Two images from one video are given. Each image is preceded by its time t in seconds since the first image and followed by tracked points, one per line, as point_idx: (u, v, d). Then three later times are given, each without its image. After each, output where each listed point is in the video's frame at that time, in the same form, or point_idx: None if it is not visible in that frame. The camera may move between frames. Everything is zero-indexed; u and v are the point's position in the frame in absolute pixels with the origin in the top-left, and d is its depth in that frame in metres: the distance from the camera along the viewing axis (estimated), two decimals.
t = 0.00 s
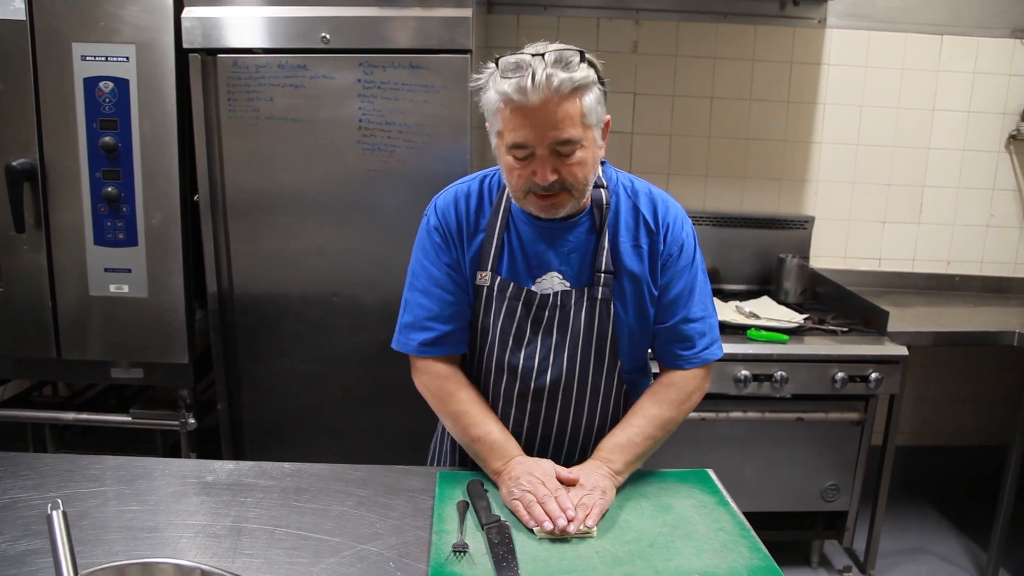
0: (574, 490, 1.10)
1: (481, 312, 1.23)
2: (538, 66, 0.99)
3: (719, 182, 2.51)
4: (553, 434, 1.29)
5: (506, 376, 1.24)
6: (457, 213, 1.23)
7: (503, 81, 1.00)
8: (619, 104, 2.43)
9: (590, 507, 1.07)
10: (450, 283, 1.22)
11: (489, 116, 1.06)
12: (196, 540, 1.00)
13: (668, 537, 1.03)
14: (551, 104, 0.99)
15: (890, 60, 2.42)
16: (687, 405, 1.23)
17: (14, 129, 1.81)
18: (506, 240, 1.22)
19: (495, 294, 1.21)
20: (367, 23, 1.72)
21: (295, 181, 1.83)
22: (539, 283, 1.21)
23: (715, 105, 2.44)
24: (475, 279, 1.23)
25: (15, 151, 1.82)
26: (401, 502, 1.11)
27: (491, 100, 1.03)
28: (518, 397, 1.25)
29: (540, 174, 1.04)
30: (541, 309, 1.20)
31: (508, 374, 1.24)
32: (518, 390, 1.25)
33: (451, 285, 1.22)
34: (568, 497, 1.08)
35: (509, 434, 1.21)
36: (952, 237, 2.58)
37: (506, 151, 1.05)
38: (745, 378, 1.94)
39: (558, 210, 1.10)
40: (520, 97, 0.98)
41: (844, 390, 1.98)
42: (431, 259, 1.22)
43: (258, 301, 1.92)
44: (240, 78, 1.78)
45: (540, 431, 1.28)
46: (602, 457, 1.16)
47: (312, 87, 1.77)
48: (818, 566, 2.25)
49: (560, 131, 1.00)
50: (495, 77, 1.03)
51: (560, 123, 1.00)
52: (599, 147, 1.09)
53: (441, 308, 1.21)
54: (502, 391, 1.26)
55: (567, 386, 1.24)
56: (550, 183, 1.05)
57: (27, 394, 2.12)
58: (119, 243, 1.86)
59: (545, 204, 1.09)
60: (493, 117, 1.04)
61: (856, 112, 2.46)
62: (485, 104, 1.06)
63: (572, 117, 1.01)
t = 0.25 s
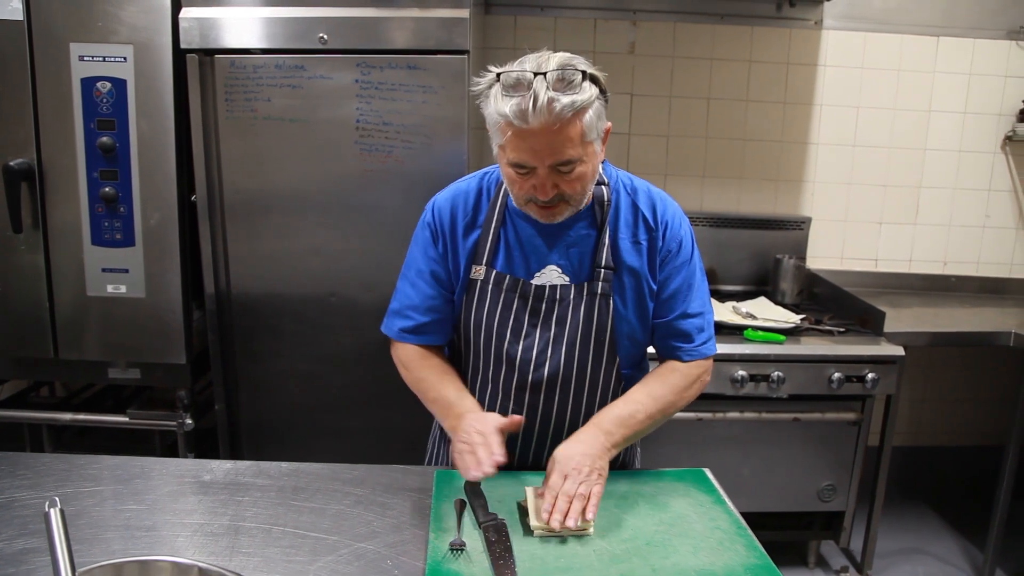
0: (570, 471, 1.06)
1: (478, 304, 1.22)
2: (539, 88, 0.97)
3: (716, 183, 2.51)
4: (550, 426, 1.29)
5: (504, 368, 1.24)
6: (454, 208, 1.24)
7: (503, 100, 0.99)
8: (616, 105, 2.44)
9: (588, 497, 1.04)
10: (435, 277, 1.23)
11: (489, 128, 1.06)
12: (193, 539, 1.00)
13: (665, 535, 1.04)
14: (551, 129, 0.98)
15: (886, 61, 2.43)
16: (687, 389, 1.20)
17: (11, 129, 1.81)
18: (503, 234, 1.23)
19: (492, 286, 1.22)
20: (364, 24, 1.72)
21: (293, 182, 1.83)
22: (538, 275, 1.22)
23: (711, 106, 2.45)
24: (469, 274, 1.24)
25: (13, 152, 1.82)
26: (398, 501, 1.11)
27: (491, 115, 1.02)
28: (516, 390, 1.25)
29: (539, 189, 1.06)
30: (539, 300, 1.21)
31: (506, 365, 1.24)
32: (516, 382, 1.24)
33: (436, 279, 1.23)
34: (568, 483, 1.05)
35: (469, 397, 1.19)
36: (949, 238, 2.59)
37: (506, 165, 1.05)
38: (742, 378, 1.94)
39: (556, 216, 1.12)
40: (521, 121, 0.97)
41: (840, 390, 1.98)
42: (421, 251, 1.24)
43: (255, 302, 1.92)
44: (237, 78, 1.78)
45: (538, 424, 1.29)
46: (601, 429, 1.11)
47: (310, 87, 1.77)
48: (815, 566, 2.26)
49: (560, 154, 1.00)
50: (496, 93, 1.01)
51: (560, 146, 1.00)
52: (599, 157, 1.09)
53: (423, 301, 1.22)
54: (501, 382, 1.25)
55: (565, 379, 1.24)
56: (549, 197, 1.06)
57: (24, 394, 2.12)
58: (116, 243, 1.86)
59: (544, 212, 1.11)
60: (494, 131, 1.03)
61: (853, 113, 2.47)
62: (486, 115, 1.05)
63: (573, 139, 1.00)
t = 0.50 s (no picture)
0: (548, 486, 1.07)
1: (469, 305, 1.23)
2: (529, 99, 0.97)
3: (713, 183, 2.52)
4: (543, 431, 1.28)
5: (497, 370, 1.25)
6: (449, 211, 1.25)
7: (494, 111, 1.00)
8: (614, 105, 2.44)
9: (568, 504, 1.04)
10: (424, 280, 1.27)
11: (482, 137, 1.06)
12: (192, 539, 1.00)
13: (663, 534, 1.04)
14: (541, 140, 0.98)
15: (883, 61, 2.44)
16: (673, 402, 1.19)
17: (9, 131, 1.81)
18: (496, 238, 1.23)
19: (484, 289, 1.22)
20: (362, 25, 1.72)
21: (291, 183, 1.83)
22: (531, 278, 1.23)
23: (709, 107, 2.45)
24: (463, 276, 1.25)
25: (11, 154, 1.82)
26: (397, 501, 1.12)
27: (483, 125, 1.03)
28: (509, 393, 1.25)
29: (530, 198, 1.06)
30: (531, 304, 1.21)
31: (500, 367, 1.24)
32: (509, 384, 1.24)
33: (425, 282, 1.27)
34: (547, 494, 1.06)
35: (446, 392, 1.27)
36: (946, 237, 2.59)
37: (498, 175, 1.06)
38: (741, 378, 1.95)
39: (549, 224, 1.12)
40: (510, 132, 0.98)
41: (838, 390, 1.99)
42: (413, 253, 1.28)
43: (254, 303, 1.92)
44: (235, 80, 1.78)
45: (530, 428, 1.27)
46: (581, 450, 1.14)
47: (307, 88, 1.77)
48: (814, 566, 2.26)
49: (550, 164, 1.00)
50: (487, 102, 1.02)
51: (551, 156, 1.00)
52: (592, 165, 1.09)
53: (412, 302, 1.27)
54: (493, 385, 1.25)
55: (559, 382, 1.24)
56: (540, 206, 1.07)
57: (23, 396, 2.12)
58: (114, 245, 1.86)
59: (537, 220, 1.11)
60: (486, 141, 1.04)
61: (850, 113, 2.47)
62: (478, 124, 1.06)
63: (564, 149, 1.00)
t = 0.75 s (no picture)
0: (546, 489, 1.07)
1: (460, 317, 1.24)
2: (503, 120, 0.97)
3: (713, 182, 2.52)
4: (539, 436, 1.29)
5: (491, 379, 1.27)
6: (437, 224, 1.24)
7: (469, 133, 0.99)
8: (613, 105, 2.44)
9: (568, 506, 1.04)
10: (418, 293, 1.27)
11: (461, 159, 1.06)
12: (192, 538, 1.00)
13: (663, 532, 1.04)
14: (518, 160, 0.97)
15: (882, 60, 2.44)
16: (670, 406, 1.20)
17: (8, 131, 1.81)
18: (485, 249, 1.23)
19: (474, 302, 1.23)
20: (361, 24, 1.72)
21: (290, 183, 1.83)
22: (520, 291, 1.22)
23: (708, 106, 2.46)
24: (453, 289, 1.25)
25: (10, 154, 1.82)
26: (396, 500, 1.12)
27: (460, 148, 1.03)
28: (501, 401, 1.26)
29: (513, 219, 1.05)
30: (521, 315, 1.21)
31: (493, 378, 1.27)
32: (501, 393, 1.26)
33: (418, 295, 1.27)
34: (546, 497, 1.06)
35: (451, 395, 1.27)
36: (945, 236, 2.60)
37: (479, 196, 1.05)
38: (740, 377, 1.95)
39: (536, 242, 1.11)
40: (486, 155, 0.97)
41: (838, 388, 1.99)
42: (405, 267, 1.27)
43: (254, 303, 1.92)
44: (234, 80, 1.78)
45: (526, 434, 1.29)
46: (580, 455, 1.14)
47: (306, 88, 1.78)
48: (814, 566, 2.26)
49: (529, 184, 1.00)
50: (463, 124, 1.01)
51: (529, 177, 0.99)
52: (575, 181, 1.08)
53: (406, 316, 1.27)
54: (487, 393, 1.27)
55: (551, 390, 1.24)
56: (524, 225, 1.06)
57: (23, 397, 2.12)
58: (113, 245, 1.86)
59: (524, 239, 1.10)
60: (464, 163, 1.03)
61: (849, 112, 2.47)
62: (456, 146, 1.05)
63: (542, 168, 0.99)
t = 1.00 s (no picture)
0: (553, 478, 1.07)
1: (461, 314, 1.23)
2: (504, 108, 0.97)
3: (713, 182, 2.52)
4: (540, 432, 1.29)
5: (491, 377, 1.27)
6: (435, 220, 1.24)
7: (470, 121, 0.99)
8: (613, 105, 2.44)
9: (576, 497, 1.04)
10: (418, 290, 1.26)
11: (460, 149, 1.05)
12: (193, 534, 1.00)
13: (664, 529, 1.04)
14: (519, 147, 0.97)
15: (882, 59, 2.44)
16: (673, 396, 1.20)
17: (10, 131, 1.82)
18: (485, 245, 1.23)
19: (475, 298, 1.22)
20: (362, 24, 1.73)
21: (291, 182, 1.84)
22: (520, 285, 1.22)
23: (709, 106, 2.46)
24: (453, 285, 1.25)
25: (12, 153, 1.83)
26: (397, 497, 1.12)
27: (460, 137, 1.02)
28: (503, 398, 1.26)
29: (513, 207, 1.05)
30: (522, 311, 1.21)
31: (493, 375, 1.26)
32: (502, 390, 1.25)
33: (418, 293, 1.26)
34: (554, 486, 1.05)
35: (456, 401, 1.25)
36: (946, 236, 2.60)
37: (479, 185, 1.05)
38: (741, 376, 1.95)
39: (535, 232, 1.11)
40: (487, 142, 0.97)
41: (839, 387, 1.99)
42: (404, 265, 1.26)
43: (255, 303, 1.92)
44: (235, 79, 1.78)
45: (527, 430, 1.29)
46: (585, 443, 1.14)
47: (307, 87, 1.78)
48: (815, 565, 2.26)
49: (531, 171, 1.00)
50: (463, 113, 1.01)
51: (531, 164, 0.99)
52: (574, 170, 1.08)
53: (406, 313, 1.25)
54: (488, 391, 1.27)
55: (552, 386, 1.24)
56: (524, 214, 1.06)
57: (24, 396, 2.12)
58: (115, 244, 1.87)
59: (522, 229, 1.10)
60: (464, 152, 1.03)
61: (849, 111, 2.48)
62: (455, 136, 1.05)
63: (543, 156, 0.99)
